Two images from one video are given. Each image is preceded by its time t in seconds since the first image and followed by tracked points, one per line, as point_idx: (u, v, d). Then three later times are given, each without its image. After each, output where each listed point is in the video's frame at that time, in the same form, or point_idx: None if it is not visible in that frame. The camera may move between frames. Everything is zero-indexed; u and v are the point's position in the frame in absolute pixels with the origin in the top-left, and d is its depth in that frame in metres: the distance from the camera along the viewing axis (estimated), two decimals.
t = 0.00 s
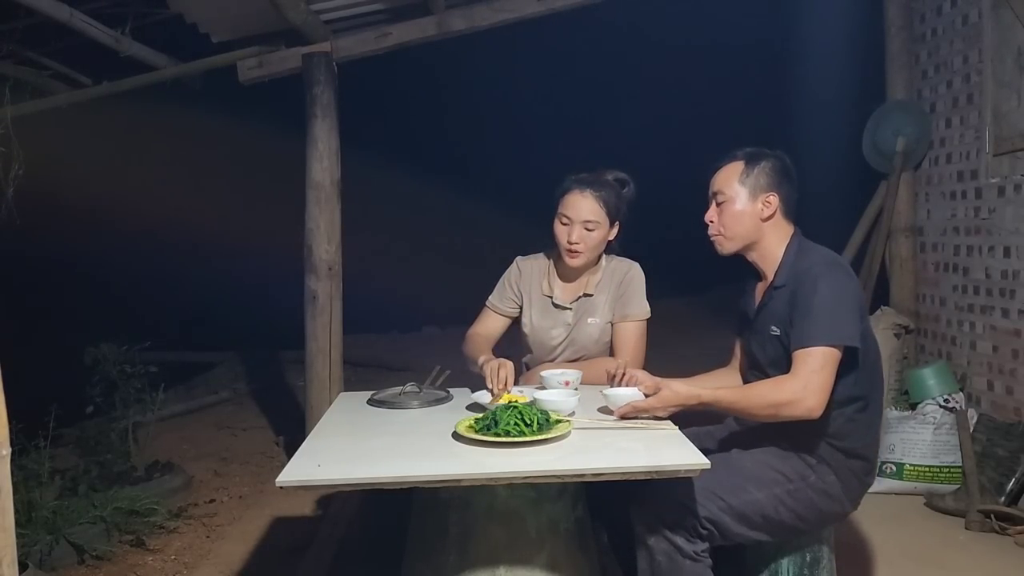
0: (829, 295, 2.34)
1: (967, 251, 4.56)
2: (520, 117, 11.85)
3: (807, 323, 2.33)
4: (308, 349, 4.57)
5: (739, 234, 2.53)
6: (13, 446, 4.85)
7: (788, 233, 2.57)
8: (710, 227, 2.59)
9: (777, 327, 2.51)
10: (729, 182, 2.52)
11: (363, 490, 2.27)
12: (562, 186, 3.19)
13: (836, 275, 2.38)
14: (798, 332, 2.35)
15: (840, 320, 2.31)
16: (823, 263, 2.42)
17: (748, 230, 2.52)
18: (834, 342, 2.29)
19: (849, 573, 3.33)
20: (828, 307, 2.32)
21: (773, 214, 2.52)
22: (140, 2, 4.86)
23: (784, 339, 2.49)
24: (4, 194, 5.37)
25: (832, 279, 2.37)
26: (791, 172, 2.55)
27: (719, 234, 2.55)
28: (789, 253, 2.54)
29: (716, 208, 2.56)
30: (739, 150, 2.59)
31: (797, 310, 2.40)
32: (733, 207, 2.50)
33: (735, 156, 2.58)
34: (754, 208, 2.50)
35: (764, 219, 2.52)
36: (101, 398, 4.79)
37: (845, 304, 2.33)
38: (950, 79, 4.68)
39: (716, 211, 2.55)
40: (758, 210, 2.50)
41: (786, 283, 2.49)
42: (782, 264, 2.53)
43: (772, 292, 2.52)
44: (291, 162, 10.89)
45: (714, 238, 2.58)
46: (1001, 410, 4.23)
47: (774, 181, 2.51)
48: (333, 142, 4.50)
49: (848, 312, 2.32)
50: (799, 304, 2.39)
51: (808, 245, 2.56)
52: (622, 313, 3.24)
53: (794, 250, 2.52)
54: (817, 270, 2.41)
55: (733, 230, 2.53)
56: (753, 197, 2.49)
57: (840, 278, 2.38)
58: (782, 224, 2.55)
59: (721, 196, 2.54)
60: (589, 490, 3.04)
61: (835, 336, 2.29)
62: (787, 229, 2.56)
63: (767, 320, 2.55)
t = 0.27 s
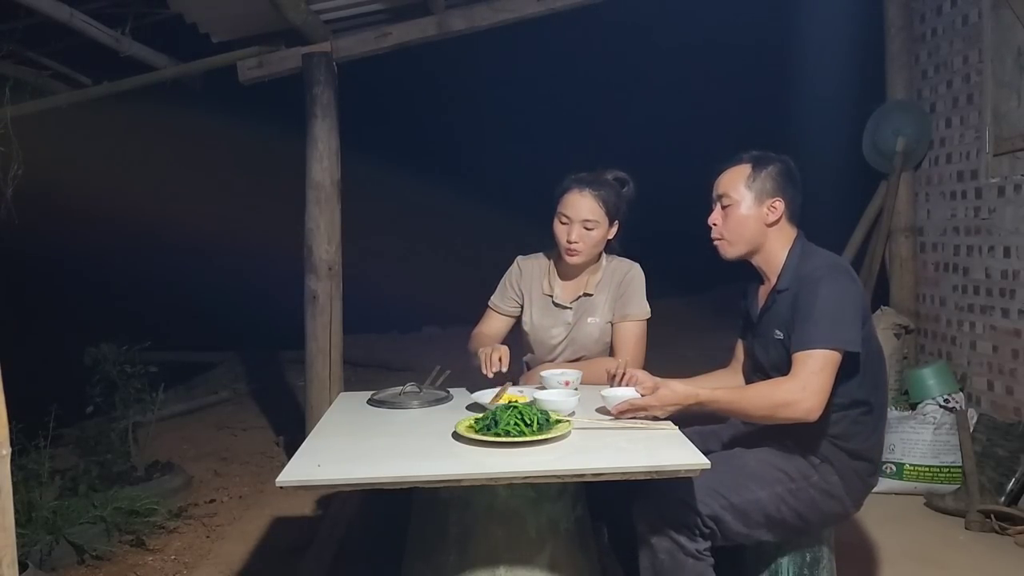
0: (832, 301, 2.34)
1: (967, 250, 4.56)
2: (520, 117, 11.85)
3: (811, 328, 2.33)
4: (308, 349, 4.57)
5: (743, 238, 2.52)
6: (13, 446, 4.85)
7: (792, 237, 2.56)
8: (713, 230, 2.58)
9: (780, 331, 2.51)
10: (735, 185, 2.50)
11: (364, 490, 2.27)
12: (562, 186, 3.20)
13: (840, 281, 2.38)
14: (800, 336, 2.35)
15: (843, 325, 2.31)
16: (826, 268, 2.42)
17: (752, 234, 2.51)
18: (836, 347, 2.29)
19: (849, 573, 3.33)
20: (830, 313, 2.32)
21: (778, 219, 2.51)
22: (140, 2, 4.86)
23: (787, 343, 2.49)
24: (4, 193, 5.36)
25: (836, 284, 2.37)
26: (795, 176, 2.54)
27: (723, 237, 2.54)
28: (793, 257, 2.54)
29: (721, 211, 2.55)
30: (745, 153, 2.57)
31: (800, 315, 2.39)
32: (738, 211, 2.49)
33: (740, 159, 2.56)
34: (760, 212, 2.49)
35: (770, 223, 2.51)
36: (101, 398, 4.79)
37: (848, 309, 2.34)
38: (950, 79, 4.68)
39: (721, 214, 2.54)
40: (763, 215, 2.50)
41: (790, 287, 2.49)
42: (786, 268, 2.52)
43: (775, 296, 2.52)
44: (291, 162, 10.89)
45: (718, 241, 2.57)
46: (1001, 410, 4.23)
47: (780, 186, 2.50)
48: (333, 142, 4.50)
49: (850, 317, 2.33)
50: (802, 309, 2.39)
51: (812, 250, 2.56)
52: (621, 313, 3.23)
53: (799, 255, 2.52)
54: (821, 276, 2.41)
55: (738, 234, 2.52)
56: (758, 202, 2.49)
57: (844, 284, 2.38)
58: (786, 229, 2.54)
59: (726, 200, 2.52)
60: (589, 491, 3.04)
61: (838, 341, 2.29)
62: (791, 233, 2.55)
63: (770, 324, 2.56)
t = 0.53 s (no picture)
0: (835, 305, 2.34)
1: (967, 251, 4.56)
2: (520, 117, 11.85)
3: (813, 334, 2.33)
4: (308, 349, 4.57)
5: (746, 242, 2.52)
6: (13, 446, 4.86)
7: (794, 240, 2.56)
8: (716, 234, 2.57)
9: (783, 336, 2.51)
10: (739, 188, 2.50)
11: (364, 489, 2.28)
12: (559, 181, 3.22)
13: (843, 285, 2.38)
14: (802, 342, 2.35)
15: (846, 331, 2.31)
16: (829, 272, 2.43)
17: (756, 238, 2.51)
18: (838, 352, 2.29)
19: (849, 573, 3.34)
20: (834, 317, 2.32)
21: (782, 222, 2.51)
22: (140, 2, 4.86)
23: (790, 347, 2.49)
24: (4, 193, 5.36)
25: (839, 289, 2.38)
26: (797, 179, 2.54)
27: (725, 242, 2.54)
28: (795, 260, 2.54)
29: (723, 216, 2.54)
30: (748, 156, 2.57)
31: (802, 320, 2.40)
32: (740, 216, 2.49)
33: (742, 163, 2.56)
34: (762, 217, 2.49)
35: (773, 227, 2.51)
36: (101, 398, 4.79)
37: (851, 314, 2.34)
38: (950, 79, 4.68)
39: (723, 219, 2.54)
40: (766, 219, 2.49)
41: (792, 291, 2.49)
42: (788, 272, 2.52)
43: (778, 300, 2.52)
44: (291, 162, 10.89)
45: (721, 244, 2.56)
46: (1001, 409, 4.23)
47: (784, 189, 2.50)
48: (333, 142, 4.50)
49: (853, 323, 2.33)
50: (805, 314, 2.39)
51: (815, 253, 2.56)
52: (621, 313, 3.22)
53: (801, 259, 2.52)
54: (824, 280, 2.41)
55: (740, 239, 2.51)
56: (762, 205, 2.48)
57: (847, 288, 2.38)
58: (788, 232, 2.54)
59: (728, 204, 2.52)
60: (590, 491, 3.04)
61: (840, 347, 2.30)
62: (793, 236, 2.55)
63: (773, 328, 2.56)
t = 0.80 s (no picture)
0: (837, 311, 2.34)
1: (967, 250, 4.56)
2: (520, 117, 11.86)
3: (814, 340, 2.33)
4: (308, 349, 4.57)
5: (746, 246, 2.51)
6: (13, 446, 4.86)
7: (794, 243, 2.56)
8: (716, 238, 2.56)
9: (785, 341, 2.51)
10: (738, 194, 2.49)
11: (363, 490, 2.28)
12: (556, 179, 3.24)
13: (844, 290, 2.39)
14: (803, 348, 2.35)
15: (847, 336, 2.31)
16: (830, 277, 2.43)
17: (756, 243, 2.51)
18: (840, 358, 2.29)
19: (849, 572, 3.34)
20: (836, 323, 2.32)
21: (781, 227, 2.50)
22: (140, 2, 4.86)
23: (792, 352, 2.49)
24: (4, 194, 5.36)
25: (840, 294, 2.38)
26: (797, 183, 2.53)
27: (726, 246, 2.54)
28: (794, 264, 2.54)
29: (723, 220, 2.53)
30: (746, 160, 2.56)
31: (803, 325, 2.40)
32: (740, 220, 2.48)
33: (741, 166, 2.55)
34: (763, 221, 2.48)
35: (772, 231, 2.51)
36: (101, 398, 4.79)
37: (852, 319, 2.34)
38: (950, 79, 4.68)
39: (723, 223, 2.53)
40: (766, 223, 2.49)
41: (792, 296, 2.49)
42: (788, 276, 2.52)
43: (778, 304, 2.52)
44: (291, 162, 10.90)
45: (721, 249, 2.56)
46: (1001, 409, 4.23)
47: (783, 194, 2.49)
48: (333, 142, 4.50)
49: (855, 328, 2.33)
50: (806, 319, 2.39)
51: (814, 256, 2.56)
52: (621, 309, 3.22)
53: (802, 263, 2.52)
54: (825, 285, 2.41)
55: (741, 243, 2.51)
56: (762, 210, 2.48)
57: (847, 293, 2.38)
58: (788, 236, 2.54)
59: (727, 208, 2.51)
60: (590, 491, 3.04)
61: (842, 353, 2.30)
62: (793, 239, 2.55)
63: (773, 332, 2.56)
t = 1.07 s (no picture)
0: (838, 313, 2.34)
1: (967, 250, 4.56)
2: (521, 117, 11.86)
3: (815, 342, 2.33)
4: (308, 349, 4.57)
5: (746, 248, 2.51)
6: (13, 446, 4.86)
7: (794, 245, 2.55)
8: (716, 240, 2.56)
9: (787, 342, 2.51)
10: (737, 195, 2.48)
11: (363, 490, 2.28)
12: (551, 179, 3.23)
13: (844, 291, 2.39)
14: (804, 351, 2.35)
15: (848, 339, 2.31)
16: (830, 279, 2.42)
17: (755, 244, 2.50)
18: (842, 361, 2.29)
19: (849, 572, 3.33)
20: (837, 325, 2.32)
21: (781, 228, 2.50)
22: (140, 1, 4.86)
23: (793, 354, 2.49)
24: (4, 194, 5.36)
25: (841, 295, 2.38)
26: (797, 183, 2.52)
27: (726, 247, 2.53)
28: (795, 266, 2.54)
29: (722, 221, 2.53)
30: (745, 160, 2.54)
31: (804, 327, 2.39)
32: (740, 222, 2.48)
33: (740, 167, 2.54)
34: (762, 222, 2.48)
35: (772, 233, 2.50)
36: (101, 398, 4.79)
37: (855, 320, 2.34)
38: (950, 79, 4.68)
39: (723, 225, 2.53)
40: (766, 225, 2.48)
41: (793, 298, 2.49)
42: (788, 278, 2.52)
43: (780, 306, 2.52)
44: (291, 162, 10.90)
45: (721, 251, 2.56)
46: (1001, 410, 4.24)
47: (782, 195, 2.48)
48: (333, 142, 4.50)
49: (857, 329, 2.33)
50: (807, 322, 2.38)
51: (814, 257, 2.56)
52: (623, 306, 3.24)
53: (802, 264, 2.52)
54: (826, 286, 2.41)
55: (740, 245, 2.51)
56: (761, 212, 2.47)
57: (848, 294, 2.38)
58: (788, 237, 2.54)
59: (727, 210, 2.51)
60: (590, 491, 3.04)
61: (843, 355, 2.30)
62: (794, 241, 2.55)
63: (775, 334, 2.56)
